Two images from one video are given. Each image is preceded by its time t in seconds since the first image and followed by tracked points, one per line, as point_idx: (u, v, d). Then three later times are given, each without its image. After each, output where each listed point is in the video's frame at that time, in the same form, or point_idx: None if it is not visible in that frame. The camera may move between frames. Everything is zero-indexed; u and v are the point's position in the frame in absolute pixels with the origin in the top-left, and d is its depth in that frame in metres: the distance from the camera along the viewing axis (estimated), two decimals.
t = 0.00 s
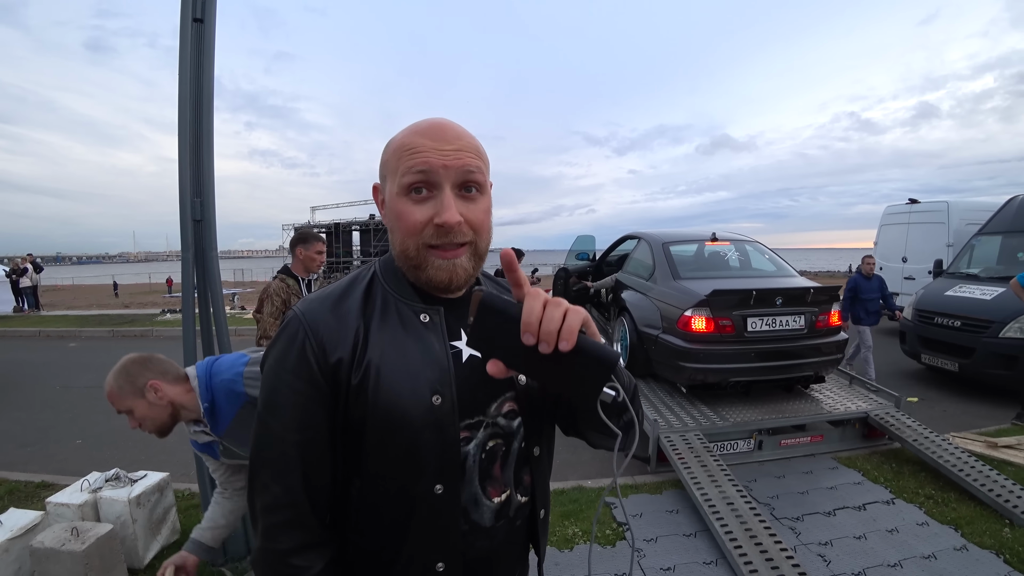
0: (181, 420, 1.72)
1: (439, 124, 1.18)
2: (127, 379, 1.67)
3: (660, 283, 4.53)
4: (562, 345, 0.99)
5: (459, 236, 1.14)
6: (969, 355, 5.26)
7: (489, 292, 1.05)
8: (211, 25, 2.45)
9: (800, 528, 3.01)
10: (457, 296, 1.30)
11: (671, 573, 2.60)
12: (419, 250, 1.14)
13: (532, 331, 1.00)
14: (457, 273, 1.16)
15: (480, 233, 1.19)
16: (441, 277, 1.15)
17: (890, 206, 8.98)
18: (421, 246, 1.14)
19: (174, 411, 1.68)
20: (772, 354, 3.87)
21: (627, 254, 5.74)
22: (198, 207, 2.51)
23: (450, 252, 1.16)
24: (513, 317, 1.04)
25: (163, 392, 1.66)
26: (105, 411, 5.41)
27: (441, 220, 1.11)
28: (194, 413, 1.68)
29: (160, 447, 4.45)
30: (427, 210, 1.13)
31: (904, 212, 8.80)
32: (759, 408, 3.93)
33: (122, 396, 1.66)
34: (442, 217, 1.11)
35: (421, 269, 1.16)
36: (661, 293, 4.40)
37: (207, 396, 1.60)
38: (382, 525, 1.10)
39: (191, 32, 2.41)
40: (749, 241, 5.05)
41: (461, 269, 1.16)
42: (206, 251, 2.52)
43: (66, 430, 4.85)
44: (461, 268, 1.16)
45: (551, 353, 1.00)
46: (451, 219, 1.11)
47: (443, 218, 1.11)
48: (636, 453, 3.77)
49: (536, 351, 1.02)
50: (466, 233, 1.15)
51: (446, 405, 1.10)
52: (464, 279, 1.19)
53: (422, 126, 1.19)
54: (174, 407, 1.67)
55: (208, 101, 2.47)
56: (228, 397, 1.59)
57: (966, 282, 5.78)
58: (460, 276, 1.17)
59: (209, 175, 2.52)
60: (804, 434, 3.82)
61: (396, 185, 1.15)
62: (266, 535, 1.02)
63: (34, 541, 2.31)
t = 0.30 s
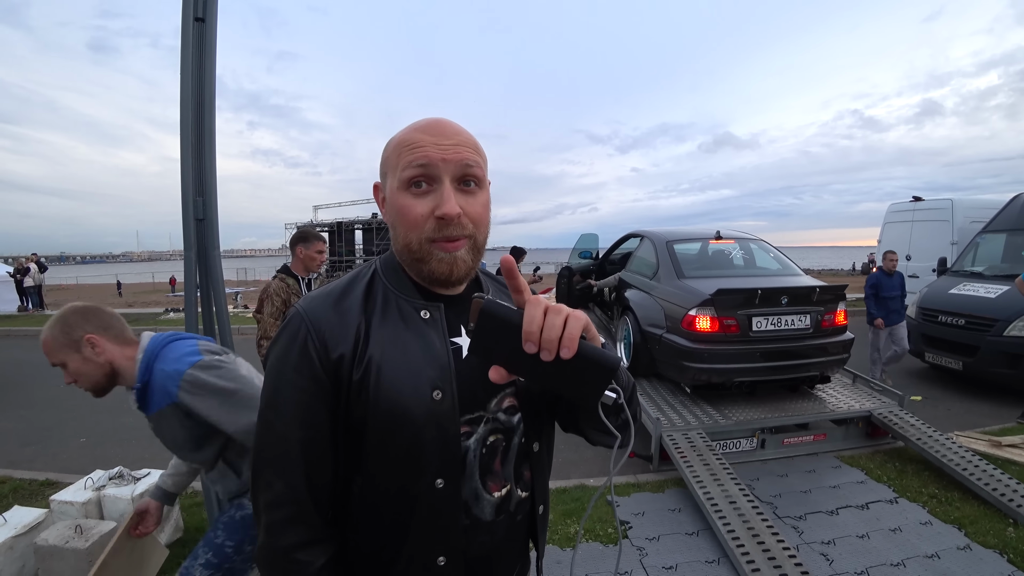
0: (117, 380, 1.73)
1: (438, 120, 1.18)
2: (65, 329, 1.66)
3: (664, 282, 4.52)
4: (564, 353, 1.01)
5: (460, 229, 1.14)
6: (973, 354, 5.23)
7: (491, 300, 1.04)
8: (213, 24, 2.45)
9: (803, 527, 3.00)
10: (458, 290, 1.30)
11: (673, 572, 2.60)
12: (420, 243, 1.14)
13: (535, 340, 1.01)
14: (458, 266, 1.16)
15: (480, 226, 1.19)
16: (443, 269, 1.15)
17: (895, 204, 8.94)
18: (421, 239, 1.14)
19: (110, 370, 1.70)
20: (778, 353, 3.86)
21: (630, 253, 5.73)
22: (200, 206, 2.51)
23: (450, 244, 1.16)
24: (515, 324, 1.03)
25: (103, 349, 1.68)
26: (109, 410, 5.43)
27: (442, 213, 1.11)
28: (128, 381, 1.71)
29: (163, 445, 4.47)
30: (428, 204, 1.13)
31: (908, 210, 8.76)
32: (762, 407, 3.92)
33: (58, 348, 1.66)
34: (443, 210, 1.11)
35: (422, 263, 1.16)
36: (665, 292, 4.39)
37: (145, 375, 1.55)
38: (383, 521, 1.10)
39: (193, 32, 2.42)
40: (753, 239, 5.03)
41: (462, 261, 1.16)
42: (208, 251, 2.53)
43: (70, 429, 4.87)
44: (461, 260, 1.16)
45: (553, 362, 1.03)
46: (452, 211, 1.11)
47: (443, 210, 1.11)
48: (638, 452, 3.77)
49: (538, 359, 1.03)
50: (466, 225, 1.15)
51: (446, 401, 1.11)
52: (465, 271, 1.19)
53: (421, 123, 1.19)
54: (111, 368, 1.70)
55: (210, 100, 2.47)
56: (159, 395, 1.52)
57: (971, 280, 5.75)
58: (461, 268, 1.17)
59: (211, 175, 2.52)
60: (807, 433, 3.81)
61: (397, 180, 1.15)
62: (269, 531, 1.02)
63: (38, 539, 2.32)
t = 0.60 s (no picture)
0: None
1: (447, 124, 1.19)
2: None
3: (666, 282, 4.52)
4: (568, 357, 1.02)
5: (468, 231, 1.15)
6: (975, 356, 5.22)
7: (496, 304, 1.05)
8: (216, 23, 2.45)
9: (804, 528, 3.00)
10: (464, 290, 1.30)
11: (673, 572, 2.60)
12: (428, 244, 1.14)
13: (540, 343, 1.02)
14: (465, 267, 1.17)
15: (487, 228, 1.19)
16: (450, 269, 1.15)
17: (897, 205, 8.93)
18: (429, 239, 1.14)
19: None
20: (780, 355, 3.86)
21: (632, 253, 5.73)
22: (202, 205, 2.51)
23: (457, 245, 1.16)
24: (520, 326, 1.04)
25: None
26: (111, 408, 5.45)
27: (450, 215, 1.11)
28: None
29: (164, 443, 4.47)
30: (437, 205, 1.13)
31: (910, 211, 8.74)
32: (763, 409, 3.92)
33: None
34: (451, 212, 1.11)
35: (430, 263, 1.16)
36: (667, 293, 4.39)
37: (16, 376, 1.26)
38: (388, 512, 1.10)
39: (196, 31, 2.42)
40: (756, 240, 5.03)
41: (468, 262, 1.17)
42: (211, 250, 2.53)
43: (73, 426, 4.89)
44: (468, 261, 1.17)
45: (557, 365, 1.03)
46: (461, 213, 1.12)
47: (451, 212, 1.12)
48: (639, 452, 3.77)
49: (542, 363, 1.04)
50: (473, 227, 1.15)
51: (451, 395, 1.11)
52: (470, 271, 1.19)
53: (431, 126, 1.19)
54: None
55: (213, 100, 2.48)
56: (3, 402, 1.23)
57: (974, 282, 5.73)
58: (468, 269, 1.17)
59: (213, 174, 2.52)
60: (808, 434, 3.81)
61: (407, 182, 1.15)
62: (277, 522, 1.03)
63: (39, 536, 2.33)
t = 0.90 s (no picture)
0: None
1: (467, 127, 1.20)
2: None
3: (667, 283, 4.51)
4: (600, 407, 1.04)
5: (488, 232, 1.17)
6: (976, 359, 5.21)
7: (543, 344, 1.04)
8: (219, 21, 2.46)
9: (803, 530, 3.00)
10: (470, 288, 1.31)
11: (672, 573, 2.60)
12: (450, 242, 1.14)
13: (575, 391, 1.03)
14: (484, 266, 1.18)
15: (502, 229, 1.22)
16: (469, 269, 1.16)
17: (899, 208, 8.92)
18: (452, 238, 1.14)
19: None
20: (780, 357, 3.85)
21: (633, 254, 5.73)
22: (204, 202, 2.51)
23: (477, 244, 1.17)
24: (562, 366, 1.03)
25: None
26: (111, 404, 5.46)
27: (477, 215, 1.12)
28: None
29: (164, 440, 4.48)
30: (462, 205, 1.13)
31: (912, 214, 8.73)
32: (764, 411, 3.91)
33: None
34: (478, 212, 1.13)
35: (450, 261, 1.16)
36: (667, 294, 4.39)
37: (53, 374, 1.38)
38: (396, 504, 1.11)
39: (199, 27, 2.41)
40: (757, 242, 5.02)
41: (488, 262, 1.18)
42: (212, 248, 2.53)
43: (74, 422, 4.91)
44: (487, 260, 1.18)
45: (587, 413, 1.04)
46: (487, 214, 1.13)
47: (477, 213, 1.13)
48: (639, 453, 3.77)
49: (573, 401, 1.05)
50: (494, 228, 1.17)
51: (459, 389, 1.11)
52: (487, 271, 1.21)
53: (453, 127, 1.19)
54: None
55: (215, 98, 2.48)
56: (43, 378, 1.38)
57: (975, 285, 5.72)
58: (486, 268, 1.18)
59: (216, 171, 2.52)
60: (809, 436, 3.81)
61: (431, 180, 1.14)
62: (288, 514, 1.03)
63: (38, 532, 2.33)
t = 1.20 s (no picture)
0: None
1: (484, 133, 1.20)
2: None
3: (669, 283, 4.51)
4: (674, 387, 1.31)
5: (502, 237, 1.18)
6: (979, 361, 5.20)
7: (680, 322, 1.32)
8: (222, 19, 2.46)
9: (805, 532, 2.99)
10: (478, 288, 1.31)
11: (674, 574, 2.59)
12: (466, 245, 1.14)
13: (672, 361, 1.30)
14: (496, 270, 1.19)
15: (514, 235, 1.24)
16: (482, 270, 1.17)
17: (901, 209, 8.90)
18: (469, 241, 1.14)
19: None
20: (782, 358, 3.84)
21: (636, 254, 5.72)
22: (206, 200, 2.51)
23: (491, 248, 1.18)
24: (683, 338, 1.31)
25: None
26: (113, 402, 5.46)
27: (494, 220, 1.13)
28: None
29: (166, 439, 4.49)
30: (480, 209, 1.14)
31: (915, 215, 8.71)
32: (766, 412, 3.91)
33: None
34: (495, 218, 1.14)
35: (464, 263, 1.16)
36: (669, 294, 4.39)
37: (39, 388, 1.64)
38: (411, 501, 1.10)
39: (202, 25, 2.42)
40: (760, 242, 5.01)
41: (500, 266, 1.19)
42: (214, 246, 2.53)
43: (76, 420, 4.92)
44: (500, 265, 1.19)
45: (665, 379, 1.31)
46: (504, 219, 1.15)
47: (495, 218, 1.14)
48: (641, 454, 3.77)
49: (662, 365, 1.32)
50: (508, 234, 1.19)
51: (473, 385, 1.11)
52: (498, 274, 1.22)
53: (467, 130, 1.19)
54: None
55: (218, 96, 2.48)
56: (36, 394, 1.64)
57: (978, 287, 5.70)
58: (498, 271, 1.19)
59: (218, 169, 2.52)
60: (811, 438, 3.80)
61: (450, 183, 1.13)
62: (302, 515, 1.02)
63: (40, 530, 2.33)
